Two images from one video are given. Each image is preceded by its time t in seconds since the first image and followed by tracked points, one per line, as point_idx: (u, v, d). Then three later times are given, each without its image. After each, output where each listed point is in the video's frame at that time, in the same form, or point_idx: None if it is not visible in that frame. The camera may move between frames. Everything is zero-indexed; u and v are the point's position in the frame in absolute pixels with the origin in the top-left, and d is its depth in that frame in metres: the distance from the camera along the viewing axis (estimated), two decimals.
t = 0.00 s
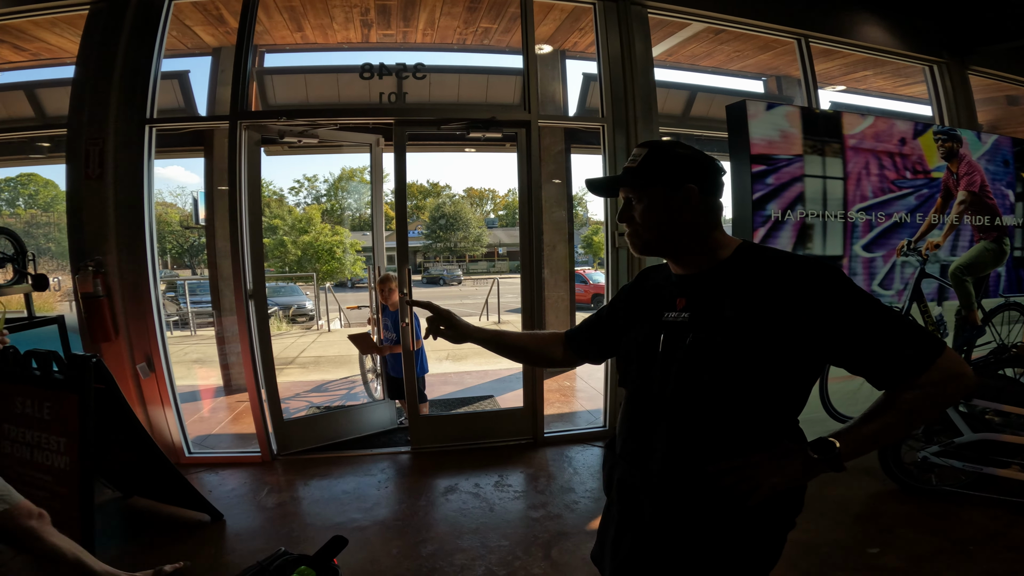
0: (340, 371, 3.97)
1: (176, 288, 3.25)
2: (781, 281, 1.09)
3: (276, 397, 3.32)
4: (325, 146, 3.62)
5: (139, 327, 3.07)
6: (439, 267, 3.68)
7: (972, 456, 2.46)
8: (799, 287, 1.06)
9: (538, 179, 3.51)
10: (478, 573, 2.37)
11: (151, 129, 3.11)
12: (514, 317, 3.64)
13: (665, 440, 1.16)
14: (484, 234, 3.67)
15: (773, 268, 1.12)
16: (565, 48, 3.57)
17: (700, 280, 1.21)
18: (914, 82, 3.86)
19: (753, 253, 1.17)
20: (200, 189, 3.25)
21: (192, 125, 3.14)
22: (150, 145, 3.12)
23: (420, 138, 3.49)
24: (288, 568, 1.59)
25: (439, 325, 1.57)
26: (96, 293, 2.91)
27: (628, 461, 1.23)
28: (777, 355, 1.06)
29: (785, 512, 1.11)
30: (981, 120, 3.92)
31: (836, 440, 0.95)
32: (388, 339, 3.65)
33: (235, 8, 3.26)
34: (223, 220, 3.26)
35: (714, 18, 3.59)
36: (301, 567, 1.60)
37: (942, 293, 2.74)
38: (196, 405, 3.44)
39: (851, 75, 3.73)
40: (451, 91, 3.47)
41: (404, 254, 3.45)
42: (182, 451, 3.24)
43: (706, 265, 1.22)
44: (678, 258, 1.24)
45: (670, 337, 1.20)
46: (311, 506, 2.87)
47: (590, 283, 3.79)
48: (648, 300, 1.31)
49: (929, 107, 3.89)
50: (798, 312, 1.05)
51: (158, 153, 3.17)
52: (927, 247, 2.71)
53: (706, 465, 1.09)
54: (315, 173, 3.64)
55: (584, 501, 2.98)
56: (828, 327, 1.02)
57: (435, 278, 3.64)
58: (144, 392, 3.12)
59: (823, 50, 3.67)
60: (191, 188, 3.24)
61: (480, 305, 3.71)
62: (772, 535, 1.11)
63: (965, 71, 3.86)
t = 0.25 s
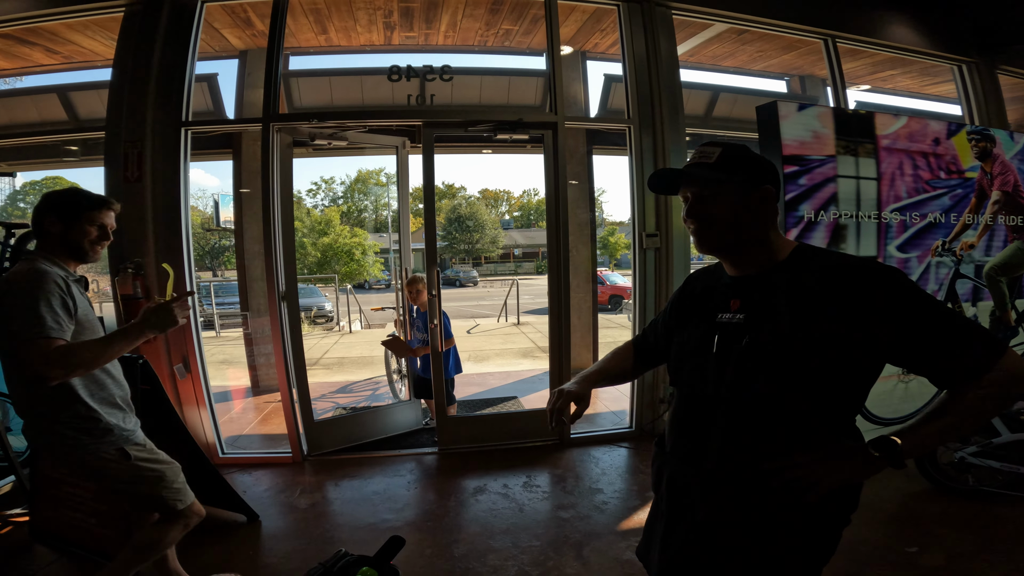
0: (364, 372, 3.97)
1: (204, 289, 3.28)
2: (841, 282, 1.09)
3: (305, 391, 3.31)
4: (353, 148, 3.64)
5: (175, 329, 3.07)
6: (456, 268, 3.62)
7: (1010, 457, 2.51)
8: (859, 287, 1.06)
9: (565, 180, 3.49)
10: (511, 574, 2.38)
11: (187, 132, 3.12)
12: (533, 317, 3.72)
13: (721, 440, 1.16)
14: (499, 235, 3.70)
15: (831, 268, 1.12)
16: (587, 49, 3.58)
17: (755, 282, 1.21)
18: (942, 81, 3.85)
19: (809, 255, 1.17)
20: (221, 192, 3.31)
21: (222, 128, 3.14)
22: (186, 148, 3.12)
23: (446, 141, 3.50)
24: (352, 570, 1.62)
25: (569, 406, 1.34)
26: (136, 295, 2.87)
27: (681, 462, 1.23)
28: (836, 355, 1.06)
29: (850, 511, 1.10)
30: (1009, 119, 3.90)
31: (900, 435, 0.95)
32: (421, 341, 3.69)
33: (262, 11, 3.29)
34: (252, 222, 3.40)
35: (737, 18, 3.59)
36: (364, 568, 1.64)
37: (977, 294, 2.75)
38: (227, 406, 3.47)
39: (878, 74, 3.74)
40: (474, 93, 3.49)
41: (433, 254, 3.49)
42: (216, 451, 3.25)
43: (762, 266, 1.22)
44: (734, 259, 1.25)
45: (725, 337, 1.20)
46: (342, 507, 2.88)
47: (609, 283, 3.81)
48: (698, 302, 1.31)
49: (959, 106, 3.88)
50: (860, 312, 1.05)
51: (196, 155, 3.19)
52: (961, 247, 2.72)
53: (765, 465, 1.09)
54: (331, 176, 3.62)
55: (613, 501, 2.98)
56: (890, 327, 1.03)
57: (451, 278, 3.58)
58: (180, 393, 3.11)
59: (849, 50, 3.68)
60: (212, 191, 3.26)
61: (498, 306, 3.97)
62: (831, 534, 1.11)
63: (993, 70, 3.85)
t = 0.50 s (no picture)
0: (384, 373, 3.89)
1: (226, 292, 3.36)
2: (868, 285, 1.09)
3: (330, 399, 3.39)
4: (375, 151, 3.68)
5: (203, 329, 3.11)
6: (472, 269, 3.62)
7: None
8: (887, 290, 1.06)
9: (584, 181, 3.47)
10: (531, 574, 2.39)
11: (214, 136, 3.17)
12: (549, 319, 3.68)
13: (746, 441, 1.16)
14: (515, 235, 3.72)
15: (859, 271, 1.12)
16: (604, 49, 3.59)
17: (783, 285, 1.22)
18: (967, 80, 3.81)
19: (836, 257, 1.18)
20: (240, 194, 3.36)
21: (246, 131, 3.18)
22: (213, 152, 3.17)
23: (465, 142, 3.52)
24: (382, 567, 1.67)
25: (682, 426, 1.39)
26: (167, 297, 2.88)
27: (705, 463, 1.24)
28: (864, 357, 1.06)
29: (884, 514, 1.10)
30: None
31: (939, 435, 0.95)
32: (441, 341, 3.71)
33: (284, 15, 3.33)
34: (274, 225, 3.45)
35: (756, 19, 3.58)
36: (394, 566, 1.69)
37: (1006, 295, 2.72)
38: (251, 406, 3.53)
39: (901, 72, 3.70)
40: (492, 95, 3.50)
41: (451, 255, 3.53)
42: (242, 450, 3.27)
43: (790, 270, 1.24)
44: (765, 263, 1.26)
45: (750, 339, 1.20)
46: (363, 506, 2.91)
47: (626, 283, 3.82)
48: (725, 303, 1.32)
49: (986, 105, 3.82)
50: (889, 314, 1.05)
51: (224, 158, 3.25)
52: (990, 248, 2.69)
53: (793, 467, 1.09)
54: (349, 177, 3.62)
55: (632, 502, 2.98)
56: (918, 329, 1.02)
57: (468, 279, 3.59)
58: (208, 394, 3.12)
59: (871, 49, 3.65)
60: (232, 193, 3.33)
61: (515, 307, 3.90)
62: (860, 537, 1.10)
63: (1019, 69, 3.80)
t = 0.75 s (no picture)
0: (377, 373, 4.16)
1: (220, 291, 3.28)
2: (856, 280, 1.08)
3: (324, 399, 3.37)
4: (369, 151, 3.67)
5: (193, 329, 3.08)
6: (468, 268, 3.61)
7: None
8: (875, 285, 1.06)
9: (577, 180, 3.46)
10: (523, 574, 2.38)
11: (203, 135, 3.16)
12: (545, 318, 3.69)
13: (736, 438, 1.15)
14: (510, 235, 3.68)
15: (847, 266, 1.11)
16: (598, 49, 3.59)
17: (773, 281, 1.21)
18: (959, 78, 3.81)
19: (824, 253, 1.18)
20: (237, 195, 3.28)
21: (237, 131, 3.18)
22: (203, 151, 3.16)
23: (458, 142, 3.51)
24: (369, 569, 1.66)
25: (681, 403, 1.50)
26: (155, 297, 2.90)
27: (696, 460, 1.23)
28: (853, 353, 1.05)
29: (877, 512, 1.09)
30: None
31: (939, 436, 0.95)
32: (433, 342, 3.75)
33: (276, 14, 3.32)
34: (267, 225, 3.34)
35: (749, 17, 3.57)
36: (381, 568, 1.68)
37: (998, 293, 2.71)
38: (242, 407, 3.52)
39: (895, 71, 3.69)
40: (485, 94, 3.49)
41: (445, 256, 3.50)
42: (233, 452, 3.23)
43: (778, 266, 1.23)
44: (755, 261, 1.25)
45: (739, 335, 1.19)
46: (356, 507, 2.90)
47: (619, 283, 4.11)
48: (714, 300, 1.31)
49: (978, 104, 3.84)
50: (879, 309, 1.04)
51: (215, 158, 3.23)
52: (982, 246, 2.68)
53: (784, 464, 1.08)
54: (344, 177, 3.64)
55: (626, 502, 2.96)
56: (907, 324, 1.01)
57: (464, 279, 3.58)
58: (198, 393, 3.13)
59: (865, 48, 3.65)
60: (229, 194, 3.25)
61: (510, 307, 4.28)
62: (853, 535, 1.09)
63: (1012, 67, 3.80)
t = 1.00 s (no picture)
0: (364, 375, 4.03)
1: (204, 292, 3.26)
2: (832, 282, 1.09)
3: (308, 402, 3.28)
4: (353, 151, 3.66)
5: (173, 331, 3.05)
6: (457, 270, 3.62)
7: (1012, 456, 2.47)
8: (850, 286, 1.07)
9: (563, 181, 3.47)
10: None
11: (185, 136, 3.12)
12: (534, 318, 3.74)
13: (717, 440, 1.15)
14: (500, 236, 3.69)
15: (822, 268, 1.12)
16: (585, 49, 3.59)
17: (752, 284, 1.21)
18: (941, 79, 3.84)
19: (801, 255, 1.18)
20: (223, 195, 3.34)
21: (220, 131, 3.16)
22: (185, 152, 3.12)
23: (444, 142, 3.51)
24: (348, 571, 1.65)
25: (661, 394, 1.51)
26: (134, 299, 2.91)
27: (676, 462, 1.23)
28: (830, 353, 1.06)
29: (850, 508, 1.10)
30: (1009, 117, 3.89)
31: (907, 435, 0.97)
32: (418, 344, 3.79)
33: (260, 14, 3.30)
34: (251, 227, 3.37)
35: (735, 18, 3.58)
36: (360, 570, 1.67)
37: (978, 293, 2.73)
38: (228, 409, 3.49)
39: (877, 72, 3.72)
40: (473, 94, 3.49)
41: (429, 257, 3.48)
42: (216, 454, 3.23)
43: (755, 269, 1.22)
44: (734, 264, 1.24)
45: (719, 338, 1.18)
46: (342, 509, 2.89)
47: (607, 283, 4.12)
48: (694, 302, 1.30)
49: (958, 104, 3.87)
50: (857, 311, 1.05)
51: (194, 159, 3.20)
52: (962, 246, 2.70)
53: (765, 464, 1.08)
54: (332, 177, 3.67)
55: (613, 503, 2.97)
56: (877, 325, 1.03)
57: (454, 280, 3.60)
58: (180, 396, 3.13)
59: (848, 48, 3.67)
60: (214, 193, 3.30)
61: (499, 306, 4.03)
62: (831, 532, 1.10)
63: (993, 68, 3.83)
